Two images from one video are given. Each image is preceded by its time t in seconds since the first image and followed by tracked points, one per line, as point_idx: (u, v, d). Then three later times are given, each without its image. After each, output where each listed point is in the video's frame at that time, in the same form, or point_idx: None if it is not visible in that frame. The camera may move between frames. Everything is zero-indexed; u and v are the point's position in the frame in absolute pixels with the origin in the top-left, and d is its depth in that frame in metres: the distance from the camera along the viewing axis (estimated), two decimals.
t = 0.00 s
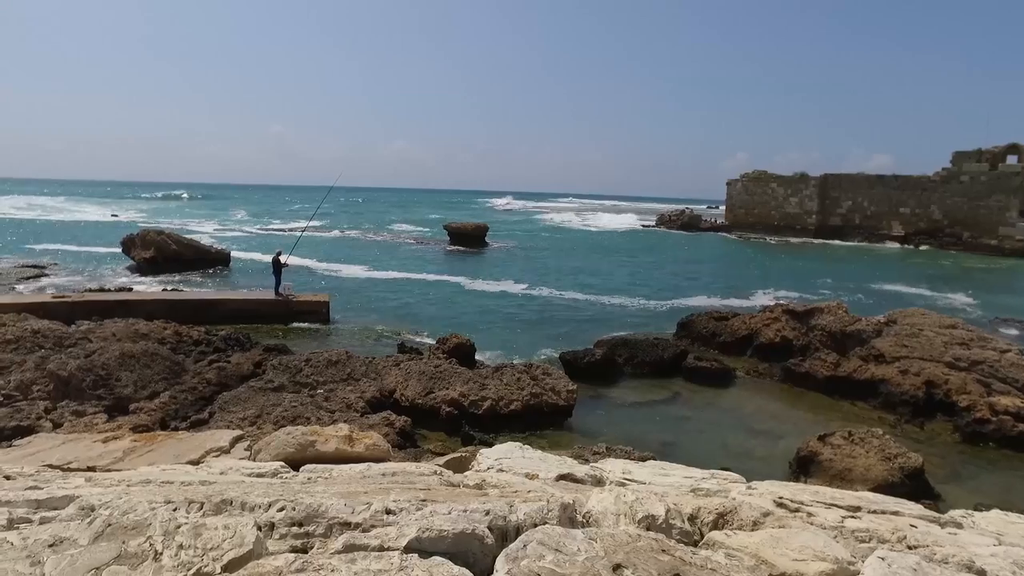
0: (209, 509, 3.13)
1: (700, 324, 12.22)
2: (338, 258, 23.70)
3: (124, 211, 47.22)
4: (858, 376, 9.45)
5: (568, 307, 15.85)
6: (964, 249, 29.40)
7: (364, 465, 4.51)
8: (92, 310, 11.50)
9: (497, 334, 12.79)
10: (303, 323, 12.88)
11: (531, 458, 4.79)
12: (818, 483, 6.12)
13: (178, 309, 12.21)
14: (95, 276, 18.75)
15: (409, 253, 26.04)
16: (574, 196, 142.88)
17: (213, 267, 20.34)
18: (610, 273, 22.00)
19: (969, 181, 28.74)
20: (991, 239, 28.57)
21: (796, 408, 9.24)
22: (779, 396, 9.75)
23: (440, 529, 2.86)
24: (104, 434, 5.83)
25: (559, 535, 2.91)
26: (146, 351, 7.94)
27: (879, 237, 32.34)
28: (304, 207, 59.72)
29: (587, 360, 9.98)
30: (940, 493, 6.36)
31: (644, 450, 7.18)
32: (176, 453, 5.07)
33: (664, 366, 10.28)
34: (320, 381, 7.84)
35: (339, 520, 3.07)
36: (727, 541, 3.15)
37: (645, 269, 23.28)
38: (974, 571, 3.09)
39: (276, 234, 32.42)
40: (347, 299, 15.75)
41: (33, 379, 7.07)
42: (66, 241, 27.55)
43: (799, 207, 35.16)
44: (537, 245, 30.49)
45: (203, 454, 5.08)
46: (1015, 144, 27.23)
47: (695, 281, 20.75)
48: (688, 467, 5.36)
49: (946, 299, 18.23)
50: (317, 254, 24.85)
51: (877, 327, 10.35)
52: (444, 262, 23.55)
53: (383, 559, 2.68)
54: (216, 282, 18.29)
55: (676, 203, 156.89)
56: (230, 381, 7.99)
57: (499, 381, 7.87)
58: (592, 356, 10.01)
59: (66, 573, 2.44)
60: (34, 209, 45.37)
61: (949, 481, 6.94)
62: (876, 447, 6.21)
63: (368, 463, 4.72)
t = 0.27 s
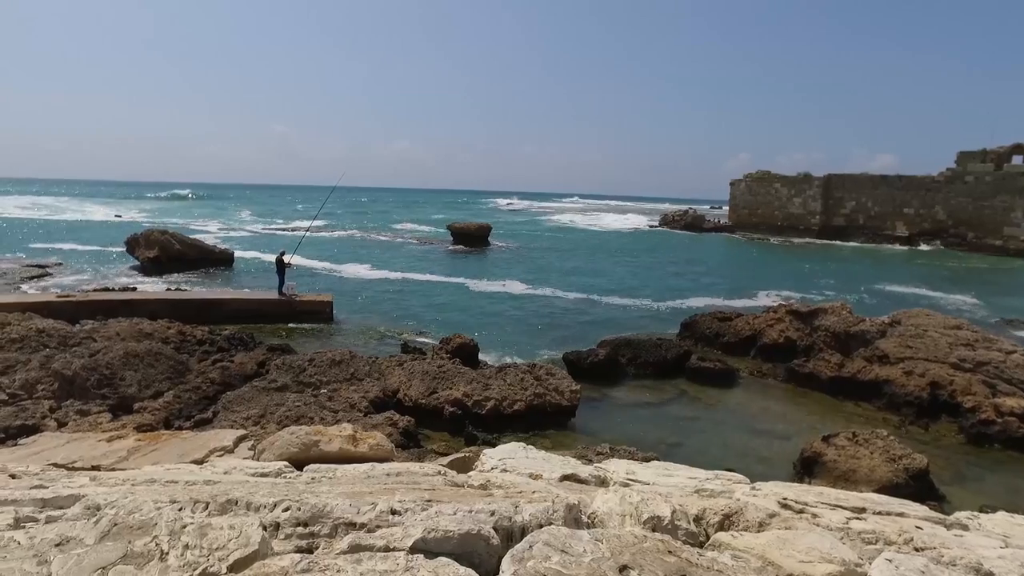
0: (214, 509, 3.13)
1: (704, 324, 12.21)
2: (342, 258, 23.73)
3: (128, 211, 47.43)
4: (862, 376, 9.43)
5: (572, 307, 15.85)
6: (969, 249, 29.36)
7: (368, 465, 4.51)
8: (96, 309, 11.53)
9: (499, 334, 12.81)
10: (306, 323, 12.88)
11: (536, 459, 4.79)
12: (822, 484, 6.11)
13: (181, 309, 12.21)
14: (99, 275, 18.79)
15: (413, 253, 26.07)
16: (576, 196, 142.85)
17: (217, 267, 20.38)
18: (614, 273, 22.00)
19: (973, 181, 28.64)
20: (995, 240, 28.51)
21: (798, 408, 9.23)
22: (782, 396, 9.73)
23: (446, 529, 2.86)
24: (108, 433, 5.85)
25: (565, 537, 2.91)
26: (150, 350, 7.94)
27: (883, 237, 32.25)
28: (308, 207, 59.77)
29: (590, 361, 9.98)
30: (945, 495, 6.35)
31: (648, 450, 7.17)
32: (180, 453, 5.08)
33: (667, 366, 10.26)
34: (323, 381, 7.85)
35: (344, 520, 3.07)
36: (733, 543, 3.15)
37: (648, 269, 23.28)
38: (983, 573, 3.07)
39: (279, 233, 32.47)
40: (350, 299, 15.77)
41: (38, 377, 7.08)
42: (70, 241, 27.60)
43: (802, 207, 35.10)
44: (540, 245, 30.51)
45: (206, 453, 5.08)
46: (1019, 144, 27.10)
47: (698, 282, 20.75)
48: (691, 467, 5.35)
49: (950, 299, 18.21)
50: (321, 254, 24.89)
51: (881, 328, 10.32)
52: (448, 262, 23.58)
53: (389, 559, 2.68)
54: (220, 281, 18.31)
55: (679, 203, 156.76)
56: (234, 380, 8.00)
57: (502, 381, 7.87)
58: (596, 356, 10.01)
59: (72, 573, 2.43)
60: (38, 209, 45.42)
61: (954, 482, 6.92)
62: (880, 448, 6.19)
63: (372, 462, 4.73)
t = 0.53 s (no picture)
0: (226, 508, 3.13)
1: (710, 325, 12.18)
2: (349, 258, 23.77)
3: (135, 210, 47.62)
4: (871, 378, 9.39)
5: (578, 308, 15.84)
6: (978, 250, 29.30)
7: (376, 465, 4.51)
8: (104, 308, 11.57)
9: (506, 335, 12.80)
10: (313, 323, 12.89)
11: (543, 459, 4.78)
12: (831, 486, 6.08)
13: (189, 308, 12.25)
14: (106, 274, 18.86)
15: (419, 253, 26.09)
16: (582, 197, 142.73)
17: (224, 266, 20.44)
18: (621, 274, 21.96)
19: (983, 182, 28.51)
20: (1004, 241, 28.41)
21: (806, 410, 9.19)
22: (790, 398, 9.71)
23: (457, 530, 2.85)
24: (118, 431, 5.87)
25: (577, 538, 2.90)
26: (158, 349, 7.97)
27: (891, 238, 32.10)
28: (315, 207, 59.90)
29: (597, 361, 9.97)
30: (956, 499, 6.31)
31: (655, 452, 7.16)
32: (188, 451, 5.10)
33: (674, 367, 10.23)
34: (330, 380, 7.86)
35: (355, 520, 3.07)
36: (745, 545, 3.14)
37: (656, 270, 23.24)
38: None
39: (286, 233, 32.55)
40: (357, 299, 15.78)
41: (48, 376, 7.12)
42: (79, 241, 27.74)
43: (810, 208, 34.97)
44: (546, 245, 30.50)
45: (215, 452, 5.11)
46: None
47: (705, 283, 20.70)
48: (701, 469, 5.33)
49: (959, 301, 18.11)
50: (328, 254, 24.93)
51: (890, 330, 10.27)
52: (454, 262, 23.60)
53: (401, 560, 2.68)
54: (227, 280, 18.37)
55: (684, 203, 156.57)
56: (242, 379, 8.02)
57: (509, 381, 7.86)
58: (602, 357, 10.00)
59: (87, 571, 2.44)
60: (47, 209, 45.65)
61: (964, 486, 6.88)
62: (890, 451, 6.15)
63: (379, 462, 4.74)
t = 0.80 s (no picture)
0: (247, 506, 3.15)
1: (726, 326, 12.12)
2: (364, 258, 23.86)
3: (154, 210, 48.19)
4: (890, 381, 9.29)
5: (593, 308, 15.81)
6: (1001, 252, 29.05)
7: (392, 464, 4.51)
8: (123, 306, 11.70)
9: (521, 335, 12.80)
10: (328, 322, 12.95)
11: (559, 460, 4.77)
12: (850, 490, 6.03)
13: (205, 307, 12.35)
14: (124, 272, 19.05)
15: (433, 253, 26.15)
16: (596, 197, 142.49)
17: (240, 265, 20.59)
18: (635, 275, 21.90)
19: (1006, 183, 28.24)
20: None
21: (823, 412, 9.11)
22: (807, 400, 9.62)
23: (478, 531, 2.85)
24: (137, 428, 5.94)
25: (598, 540, 2.89)
26: (176, 346, 8.05)
27: (910, 240, 31.66)
28: (332, 207, 60.12)
29: (611, 362, 9.95)
30: (978, 505, 6.22)
31: (671, 453, 7.13)
32: (206, 448, 5.14)
33: (689, 368, 10.16)
34: (346, 379, 7.89)
35: (375, 519, 3.08)
36: (768, 549, 3.11)
37: (670, 270, 23.16)
38: None
39: (301, 232, 32.75)
40: (372, 298, 15.84)
41: (69, 372, 7.20)
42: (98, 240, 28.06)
43: (826, 209, 34.68)
44: (560, 245, 30.46)
45: (232, 450, 5.14)
46: None
47: (720, 284, 20.59)
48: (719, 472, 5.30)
49: (979, 303, 17.91)
50: (343, 254, 25.04)
51: (908, 333, 10.16)
52: (469, 262, 23.64)
53: (422, 559, 2.68)
54: (243, 279, 18.48)
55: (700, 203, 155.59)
56: (258, 377, 8.08)
57: (524, 381, 7.85)
58: (617, 358, 9.98)
59: (114, 567, 2.47)
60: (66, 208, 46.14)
61: (986, 492, 6.78)
62: (909, 455, 6.07)
63: (395, 461, 4.75)
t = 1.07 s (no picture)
0: (278, 503, 3.17)
1: (752, 329, 11.98)
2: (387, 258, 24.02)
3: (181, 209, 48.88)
4: (921, 387, 9.11)
5: (616, 310, 15.73)
6: None
7: (417, 464, 4.53)
8: (153, 303, 11.91)
9: (543, 335, 12.78)
10: (352, 320, 13.05)
11: (583, 462, 4.76)
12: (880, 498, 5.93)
13: (232, 305, 12.52)
14: (153, 270, 19.37)
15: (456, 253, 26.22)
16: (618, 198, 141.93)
17: (265, 264, 20.84)
18: (659, 276, 21.76)
19: None
20: None
21: (852, 418, 8.97)
22: (835, 405, 9.47)
23: (507, 532, 2.86)
24: (167, 423, 6.04)
25: (627, 543, 2.87)
26: (205, 344, 8.17)
27: (941, 242, 31.00)
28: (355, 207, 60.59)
29: (635, 364, 9.89)
30: (1013, 515, 6.08)
31: (695, 457, 7.07)
32: (233, 445, 5.22)
33: (714, 371, 10.07)
34: (370, 377, 7.94)
35: (404, 519, 3.09)
36: (799, 556, 3.07)
37: (694, 272, 22.99)
38: None
39: (325, 232, 33.06)
40: (396, 298, 15.93)
41: (101, 367, 7.34)
42: (128, 238, 28.59)
43: (854, 211, 34.18)
44: (583, 246, 30.37)
45: (259, 446, 5.21)
46: None
47: (745, 287, 20.39)
48: (744, 477, 5.25)
49: (1013, 308, 17.55)
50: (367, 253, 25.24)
51: (941, 337, 9.95)
52: (492, 263, 23.67)
53: (451, 560, 2.69)
54: (268, 278, 18.69)
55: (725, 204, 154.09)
56: (284, 375, 8.17)
57: (548, 382, 7.82)
58: (640, 360, 9.92)
59: (151, 559, 2.50)
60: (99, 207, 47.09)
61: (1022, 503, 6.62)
62: (942, 463, 5.95)
63: (419, 461, 4.77)
